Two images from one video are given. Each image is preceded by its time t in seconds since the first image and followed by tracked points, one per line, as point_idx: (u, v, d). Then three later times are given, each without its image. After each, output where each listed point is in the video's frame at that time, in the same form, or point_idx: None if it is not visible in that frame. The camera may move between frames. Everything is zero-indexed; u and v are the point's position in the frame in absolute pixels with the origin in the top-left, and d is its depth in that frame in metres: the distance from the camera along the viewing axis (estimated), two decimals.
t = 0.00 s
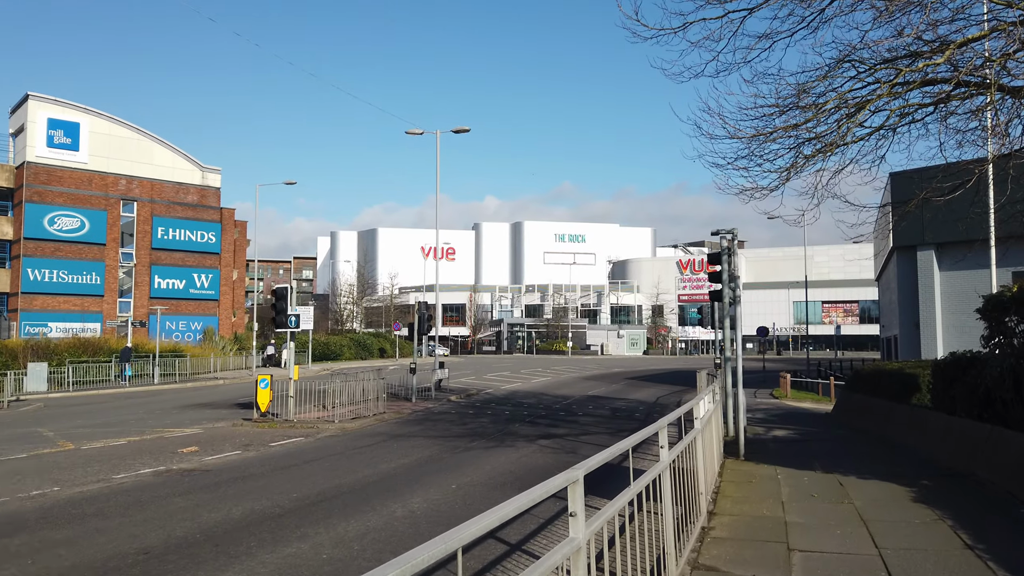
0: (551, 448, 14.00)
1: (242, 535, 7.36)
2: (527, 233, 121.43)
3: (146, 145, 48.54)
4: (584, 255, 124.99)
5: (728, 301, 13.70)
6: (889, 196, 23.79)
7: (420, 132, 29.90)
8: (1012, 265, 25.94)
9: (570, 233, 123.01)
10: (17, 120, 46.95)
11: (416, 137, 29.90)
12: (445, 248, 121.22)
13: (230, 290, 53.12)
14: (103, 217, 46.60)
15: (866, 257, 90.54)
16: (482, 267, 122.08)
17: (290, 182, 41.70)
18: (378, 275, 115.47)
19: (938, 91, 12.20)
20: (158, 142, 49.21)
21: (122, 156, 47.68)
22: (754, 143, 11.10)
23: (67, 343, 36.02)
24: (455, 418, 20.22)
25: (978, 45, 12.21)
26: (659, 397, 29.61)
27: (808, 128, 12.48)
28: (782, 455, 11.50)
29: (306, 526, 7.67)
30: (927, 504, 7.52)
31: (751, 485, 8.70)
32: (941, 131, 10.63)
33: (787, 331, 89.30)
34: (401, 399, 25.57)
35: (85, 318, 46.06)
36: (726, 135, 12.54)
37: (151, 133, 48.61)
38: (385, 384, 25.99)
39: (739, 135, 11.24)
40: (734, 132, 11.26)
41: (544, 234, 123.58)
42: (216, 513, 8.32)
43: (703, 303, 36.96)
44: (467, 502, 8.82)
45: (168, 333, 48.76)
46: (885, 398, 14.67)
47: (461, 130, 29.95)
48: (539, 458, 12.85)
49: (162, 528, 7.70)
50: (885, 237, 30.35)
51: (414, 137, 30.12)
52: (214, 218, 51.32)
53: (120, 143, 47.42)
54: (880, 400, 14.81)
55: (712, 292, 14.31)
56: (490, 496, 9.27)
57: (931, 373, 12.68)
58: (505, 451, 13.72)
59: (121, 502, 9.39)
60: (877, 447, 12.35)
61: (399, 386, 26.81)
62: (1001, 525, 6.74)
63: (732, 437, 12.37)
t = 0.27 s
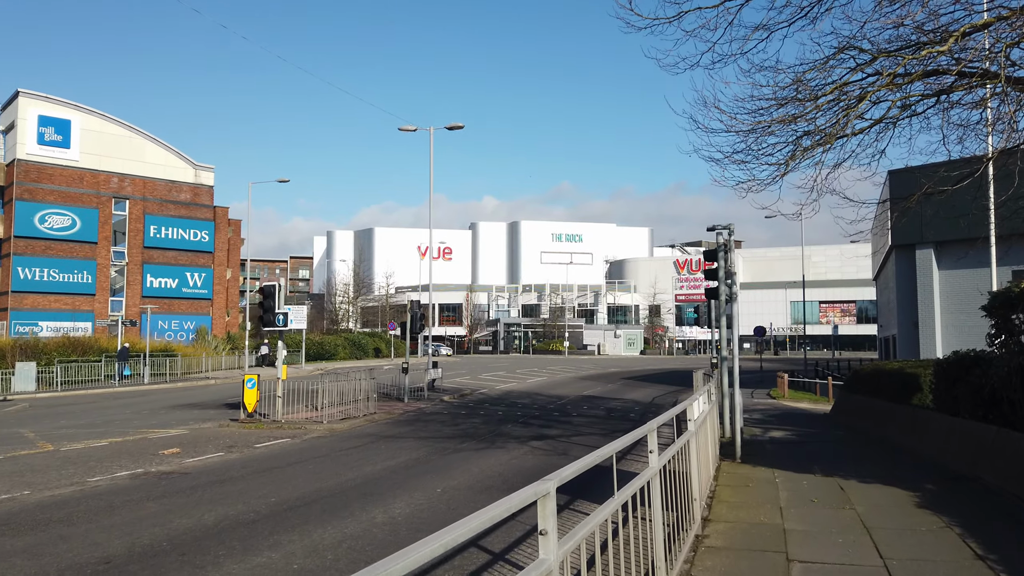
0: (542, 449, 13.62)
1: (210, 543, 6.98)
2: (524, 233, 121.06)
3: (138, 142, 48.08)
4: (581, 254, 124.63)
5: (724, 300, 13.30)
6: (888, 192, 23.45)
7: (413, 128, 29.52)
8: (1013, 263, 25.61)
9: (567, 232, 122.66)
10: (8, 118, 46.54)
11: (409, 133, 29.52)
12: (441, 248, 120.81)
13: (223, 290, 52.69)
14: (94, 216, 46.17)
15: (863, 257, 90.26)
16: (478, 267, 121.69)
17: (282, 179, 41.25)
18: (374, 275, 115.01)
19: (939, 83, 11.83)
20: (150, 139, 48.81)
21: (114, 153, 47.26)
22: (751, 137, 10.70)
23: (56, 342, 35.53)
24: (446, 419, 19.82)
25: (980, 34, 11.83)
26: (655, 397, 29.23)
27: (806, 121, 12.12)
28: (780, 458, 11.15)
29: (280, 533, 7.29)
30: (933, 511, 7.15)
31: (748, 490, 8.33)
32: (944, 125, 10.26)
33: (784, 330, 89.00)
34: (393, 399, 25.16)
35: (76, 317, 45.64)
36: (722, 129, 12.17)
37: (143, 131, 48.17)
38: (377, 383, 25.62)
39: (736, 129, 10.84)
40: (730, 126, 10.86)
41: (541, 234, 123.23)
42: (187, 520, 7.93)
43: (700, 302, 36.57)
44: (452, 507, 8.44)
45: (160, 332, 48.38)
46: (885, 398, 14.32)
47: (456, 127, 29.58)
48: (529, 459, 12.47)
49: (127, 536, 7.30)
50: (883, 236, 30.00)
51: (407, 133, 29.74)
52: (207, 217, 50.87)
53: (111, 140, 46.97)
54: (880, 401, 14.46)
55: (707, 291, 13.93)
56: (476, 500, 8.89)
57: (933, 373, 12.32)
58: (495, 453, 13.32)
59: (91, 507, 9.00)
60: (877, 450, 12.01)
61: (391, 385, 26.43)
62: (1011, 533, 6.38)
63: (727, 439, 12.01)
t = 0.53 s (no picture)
0: (532, 455, 13.21)
1: (171, 561, 6.56)
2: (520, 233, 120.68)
3: (128, 140, 47.55)
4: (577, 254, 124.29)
5: (718, 302, 12.93)
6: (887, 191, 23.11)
7: (405, 126, 29.11)
8: (1013, 264, 25.31)
9: (563, 232, 122.31)
10: None
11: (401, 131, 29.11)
12: (437, 248, 120.35)
13: (216, 290, 52.19)
14: (84, 214, 45.68)
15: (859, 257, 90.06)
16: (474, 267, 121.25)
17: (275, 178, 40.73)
18: (369, 274, 114.52)
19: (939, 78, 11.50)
20: (141, 137, 48.27)
21: (104, 151, 46.72)
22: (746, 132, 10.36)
23: (43, 342, 35.02)
24: (435, 422, 19.40)
25: (982, 28, 11.49)
26: (650, 399, 28.87)
27: (801, 117, 11.79)
28: (775, 465, 10.79)
29: (246, 549, 6.87)
30: (937, 525, 6.77)
31: (742, 501, 7.95)
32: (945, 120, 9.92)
33: (781, 331, 88.73)
34: (382, 401, 24.75)
35: (66, 317, 45.13)
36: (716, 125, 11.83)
37: (133, 128, 47.64)
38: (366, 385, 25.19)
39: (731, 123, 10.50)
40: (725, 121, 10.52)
41: (537, 233, 122.87)
42: (150, 534, 7.50)
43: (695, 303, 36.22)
44: (430, 519, 8.02)
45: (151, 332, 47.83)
46: (883, 402, 13.95)
47: (448, 125, 29.18)
48: (518, 466, 12.06)
49: (83, 552, 6.88)
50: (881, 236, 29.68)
51: (399, 131, 29.32)
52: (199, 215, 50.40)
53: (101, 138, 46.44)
54: (878, 405, 14.12)
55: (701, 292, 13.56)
56: (457, 512, 8.47)
57: (933, 377, 11.96)
58: (483, 459, 12.92)
59: (55, 517, 8.59)
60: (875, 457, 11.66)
61: (381, 387, 26.02)
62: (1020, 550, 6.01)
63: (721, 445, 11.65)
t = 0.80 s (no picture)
0: (519, 457, 12.81)
1: (123, 571, 6.16)
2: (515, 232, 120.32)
3: (118, 137, 47.02)
4: (572, 254, 123.95)
5: (710, 300, 12.56)
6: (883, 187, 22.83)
7: (396, 122, 28.69)
8: (1010, 263, 25.01)
9: (558, 232, 121.98)
10: None
11: (392, 127, 28.71)
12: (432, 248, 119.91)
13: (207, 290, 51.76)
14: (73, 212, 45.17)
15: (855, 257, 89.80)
16: (469, 267, 120.79)
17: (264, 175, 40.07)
18: (364, 274, 114.00)
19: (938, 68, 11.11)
20: (131, 135, 47.71)
21: (92, 149, 46.20)
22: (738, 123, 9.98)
23: (29, 342, 34.51)
24: (424, 423, 19.00)
25: (984, 15, 11.09)
26: (644, 399, 28.51)
27: (795, 109, 11.41)
28: (770, 466, 10.44)
29: (207, 558, 6.48)
30: (938, 533, 6.42)
31: (732, 506, 7.58)
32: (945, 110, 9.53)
33: (776, 331, 88.40)
34: (371, 402, 24.29)
35: (54, 316, 44.61)
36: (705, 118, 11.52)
37: (123, 125, 47.12)
38: (354, 385, 24.77)
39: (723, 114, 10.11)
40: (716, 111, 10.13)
41: (532, 233, 122.47)
42: (107, 542, 7.10)
43: (690, 302, 35.85)
44: (405, 525, 7.63)
45: (140, 332, 47.39)
46: (880, 403, 13.63)
47: (439, 121, 28.78)
48: (503, 468, 11.68)
49: (33, 563, 6.47)
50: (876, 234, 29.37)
51: (390, 127, 28.91)
52: (189, 214, 49.90)
53: (90, 136, 45.92)
54: (876, 404, 13.78)
55: (694, 288, 13.18)
56: (435, 517, 8.09)
57: (931, 376, 11.63)
58: (468, 461, 12.51)
59: (12, 523, 8.18)
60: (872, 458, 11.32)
61: (370, 387, 25.60)
62: None
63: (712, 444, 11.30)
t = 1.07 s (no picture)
0: (510, 462, 12.40)
1: None
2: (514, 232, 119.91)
3: (111, 136, 46.62)
4: (571, 254, 123.52)
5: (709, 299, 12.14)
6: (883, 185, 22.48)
7: (390, 120, 28.30)
8: (1013, 262, 24.64)
9: (557, 231, 121.60)
10: None
11: (386, 124, 28.32)
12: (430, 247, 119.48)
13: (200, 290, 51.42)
14: (66, 212, 44.76)
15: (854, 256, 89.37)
16: (468, 267, 120.33)
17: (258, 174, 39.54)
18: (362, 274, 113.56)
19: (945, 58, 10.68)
20: (124, 133, 47.27)
21: (86, 148, 45.78)
22: (737, 116, 9.54)
23: (19, 343, 34.08)
24: (416, 425, 18.59)
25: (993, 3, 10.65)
26: (642, 400, 28.13)
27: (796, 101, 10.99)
28: (769, 473, 10.04)
29: None
30: (949, 549, 6.03)
31: (731, 518, 7.18)
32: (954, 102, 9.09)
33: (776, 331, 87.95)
34: (364, 403, 23.89)
35: (47, 316, 44.20)
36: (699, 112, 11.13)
37: (116, 124, 46.72)
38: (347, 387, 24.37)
39: (721, 106, 9.68)
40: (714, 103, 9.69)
41: (531, 233, 122.04)
42: (67, 559, 6.68)
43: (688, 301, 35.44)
44: (384, 539, 7.21)
45: (134, 332, 46.98)
46: (882, 406, 13.24)
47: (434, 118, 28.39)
48: (493, 474, 11.27)
49: None
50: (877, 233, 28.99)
51: (384, 124, 28.51)
52: (184, 213, 49.51)
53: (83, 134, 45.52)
54: (878, 407, 13.39)
55: (691, 288, 12.76)
56: (418, 528, 7.67)
57: (937, 378, 11.24)
58: (457, 466, 12.11)
59: None
60: (875, 464, 10.94)
61: (363, 388, 25.19)
62: None
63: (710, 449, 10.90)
